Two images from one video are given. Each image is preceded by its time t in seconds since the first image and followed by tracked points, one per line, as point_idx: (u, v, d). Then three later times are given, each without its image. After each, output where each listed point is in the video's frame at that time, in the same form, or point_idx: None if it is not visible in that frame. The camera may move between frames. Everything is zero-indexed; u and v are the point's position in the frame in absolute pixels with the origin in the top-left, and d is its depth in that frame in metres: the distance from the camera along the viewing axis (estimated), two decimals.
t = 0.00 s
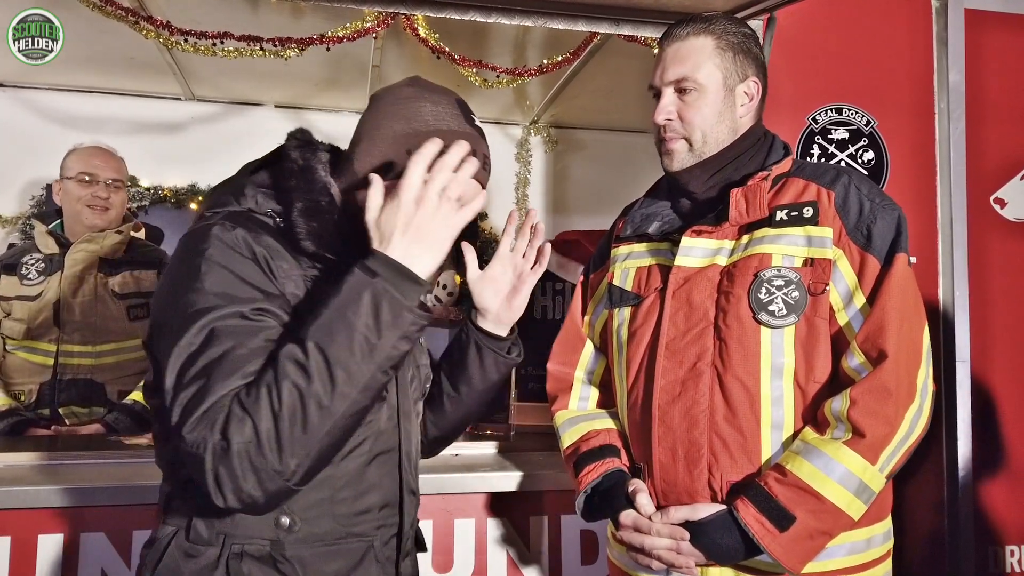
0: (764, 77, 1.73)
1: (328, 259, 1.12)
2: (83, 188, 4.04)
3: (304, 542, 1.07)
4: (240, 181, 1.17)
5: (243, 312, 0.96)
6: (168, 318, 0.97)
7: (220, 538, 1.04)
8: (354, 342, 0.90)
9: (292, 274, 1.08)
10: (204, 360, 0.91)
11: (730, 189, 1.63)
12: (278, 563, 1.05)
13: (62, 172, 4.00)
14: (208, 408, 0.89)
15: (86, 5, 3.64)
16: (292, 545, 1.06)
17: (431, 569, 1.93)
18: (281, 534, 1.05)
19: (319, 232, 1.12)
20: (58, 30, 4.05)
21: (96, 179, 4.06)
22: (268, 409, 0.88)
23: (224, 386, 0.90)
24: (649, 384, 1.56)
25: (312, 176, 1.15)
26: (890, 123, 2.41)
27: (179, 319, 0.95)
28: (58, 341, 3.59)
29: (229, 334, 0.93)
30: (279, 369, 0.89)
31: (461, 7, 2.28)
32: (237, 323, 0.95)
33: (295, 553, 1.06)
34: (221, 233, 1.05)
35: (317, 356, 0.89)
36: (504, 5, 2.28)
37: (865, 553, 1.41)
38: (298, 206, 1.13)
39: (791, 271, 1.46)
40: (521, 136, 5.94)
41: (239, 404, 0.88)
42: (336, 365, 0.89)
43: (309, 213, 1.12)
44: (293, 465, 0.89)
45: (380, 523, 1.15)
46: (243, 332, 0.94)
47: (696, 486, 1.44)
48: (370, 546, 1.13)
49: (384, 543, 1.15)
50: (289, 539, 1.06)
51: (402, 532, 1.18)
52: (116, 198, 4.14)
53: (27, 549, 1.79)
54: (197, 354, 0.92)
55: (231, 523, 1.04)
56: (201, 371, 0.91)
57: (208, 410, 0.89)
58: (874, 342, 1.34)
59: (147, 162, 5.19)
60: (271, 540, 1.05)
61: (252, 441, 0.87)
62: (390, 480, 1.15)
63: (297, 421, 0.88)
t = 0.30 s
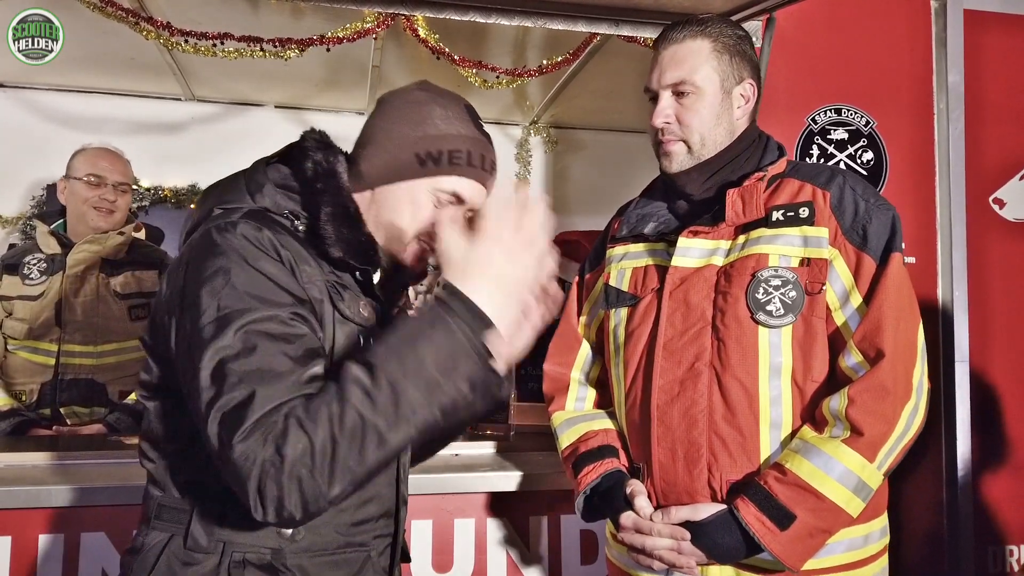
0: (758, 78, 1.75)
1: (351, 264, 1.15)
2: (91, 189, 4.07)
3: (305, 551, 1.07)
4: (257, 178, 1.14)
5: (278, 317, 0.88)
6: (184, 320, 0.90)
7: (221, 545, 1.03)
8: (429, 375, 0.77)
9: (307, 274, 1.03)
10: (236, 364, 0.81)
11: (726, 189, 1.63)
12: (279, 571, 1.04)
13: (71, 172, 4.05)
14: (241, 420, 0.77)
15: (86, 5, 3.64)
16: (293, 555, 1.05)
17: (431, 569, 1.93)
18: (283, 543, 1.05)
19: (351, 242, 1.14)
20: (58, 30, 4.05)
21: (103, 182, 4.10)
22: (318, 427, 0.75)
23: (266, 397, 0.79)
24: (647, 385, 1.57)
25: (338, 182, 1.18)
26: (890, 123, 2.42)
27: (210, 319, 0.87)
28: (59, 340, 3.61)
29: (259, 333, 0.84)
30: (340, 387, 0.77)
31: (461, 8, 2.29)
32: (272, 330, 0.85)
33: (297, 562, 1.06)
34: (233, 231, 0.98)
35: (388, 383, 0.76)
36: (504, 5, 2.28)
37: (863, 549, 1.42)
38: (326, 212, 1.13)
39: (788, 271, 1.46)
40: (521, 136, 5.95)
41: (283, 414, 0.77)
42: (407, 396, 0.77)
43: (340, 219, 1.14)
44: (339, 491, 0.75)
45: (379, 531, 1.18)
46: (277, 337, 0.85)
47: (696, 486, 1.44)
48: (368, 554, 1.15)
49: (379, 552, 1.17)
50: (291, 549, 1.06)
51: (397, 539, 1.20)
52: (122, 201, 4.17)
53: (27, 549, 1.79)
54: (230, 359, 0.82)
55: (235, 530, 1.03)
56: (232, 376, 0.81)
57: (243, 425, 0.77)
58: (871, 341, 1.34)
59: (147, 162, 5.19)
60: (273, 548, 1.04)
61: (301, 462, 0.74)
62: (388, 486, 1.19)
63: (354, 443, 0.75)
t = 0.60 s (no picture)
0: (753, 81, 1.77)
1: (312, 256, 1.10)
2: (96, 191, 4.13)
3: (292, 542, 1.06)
4: (227, 186, 1.21)
5: (276, 347, 0.99)
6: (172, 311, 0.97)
7: (208, 539, 1.04)
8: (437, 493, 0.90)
9: (294, 280, 1.08)
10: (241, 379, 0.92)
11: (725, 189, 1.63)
12: (265, 564, 1.04)
13: (77, 172, 4.11)
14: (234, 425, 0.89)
15: (88, 6, 3.64)
16: (280, 545, 1.05)
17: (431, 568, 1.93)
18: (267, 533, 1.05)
19: (301, 233, 1.11)
20: (58, 30, 4.07)
21: (110, 185, 4.19)
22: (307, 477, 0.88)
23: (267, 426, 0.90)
24: (646, 383, 1.58)
25: (295, 176, 1.17)
26: (889, 124, 2.42)
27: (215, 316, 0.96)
28: (61, 339, 3.60)
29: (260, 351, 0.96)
30: (349, 459, 0.90)
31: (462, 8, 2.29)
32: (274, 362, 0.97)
33: (284, 555, 1.05)
34: (236, 240, 1.07)
35: (403, 479, 0.90)
36: (504, 6, 2.29)
37: (861, 545, 1.42)
38: (281, 207, 1.13)
39: (787, 270, 1.47)
40: (521, 136, 5.96)
41: (274, 448, 0.88)
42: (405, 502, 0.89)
43: (290, 213, 1.13)
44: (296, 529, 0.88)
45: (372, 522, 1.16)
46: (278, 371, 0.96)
47: (697, 484, 1.45)
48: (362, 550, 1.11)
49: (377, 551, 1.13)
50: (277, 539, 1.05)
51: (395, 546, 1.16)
52: (127, 204, 4.22)
53: (30, 549, 1.80)
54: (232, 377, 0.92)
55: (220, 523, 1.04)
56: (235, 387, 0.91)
57: (230, 437, 0.89)
58: (870, 339, 1.35)
59: (148, 162, 5.19)
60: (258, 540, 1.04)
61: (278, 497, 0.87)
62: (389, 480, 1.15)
63: (336, 507, 0.88)
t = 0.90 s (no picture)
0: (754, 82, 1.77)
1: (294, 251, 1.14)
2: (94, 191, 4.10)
3: (277, 528, 1.06)
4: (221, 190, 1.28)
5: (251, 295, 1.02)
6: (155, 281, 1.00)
7: (201, 522, 1.04)
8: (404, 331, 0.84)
9: (281, 264, 1.14)
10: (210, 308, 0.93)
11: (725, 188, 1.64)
12: (254, 549, 1.04)
13: (75, 173, 4.11)
14: (204, 333, 0.89)
15: (90, 7, 3.64)
16: (268, 532, 1.05)
17: (433, 567, 1.94)
18: (257, 519, 1.04)
19: (278, 227, 1.14)
20: (58, 30, 4.08)
21: (107, 184, 4.14)
22: (273, 363, 0.83)
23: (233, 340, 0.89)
24: (648, 382, 1.58)
25: (279, 170, 1.24)
26: (889, 123, 2.43)
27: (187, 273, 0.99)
28: (63, 338, 3.60)
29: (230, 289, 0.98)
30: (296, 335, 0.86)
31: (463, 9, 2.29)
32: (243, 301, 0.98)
33: (271, 540, 1.05)
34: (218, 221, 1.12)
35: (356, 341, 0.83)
36: (506, 6, 2.29)
37: (859, 541, 1.43)
38: (261, 204, 1.17)
39: (787, 270, 1.47)
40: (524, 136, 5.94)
41: (226, 350, 0.85)
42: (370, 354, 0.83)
43: (267, 209, 1.16)
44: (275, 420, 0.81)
45: (367, 514, 1.12)
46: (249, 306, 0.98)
47: (699, 481, 1.45)
48: (351, 536, 1.11)
49: (370, 538, 1.13)
50: (262, 525, 1.05)
51: (389, 524, 1.14)
52: (125, 203, 4.20)
53: (32, 547, 1.80)
54: (201, 306, 0.93)
55: (210, 508, 1.04)
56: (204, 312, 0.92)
57: (188, 349, 0.87)
58: (870, 338, 1.35)
59: (149, 163, 5.20)
60: (248, 525, 1.04)
61: (242, 381, 0.82)
62: (377, 472, 1.13)
63: (297, 384, 0.81)
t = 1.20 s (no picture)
0: (750, 86, 1.79)
1: (285, 263, 1.23)
2: (94, 191, 4.10)
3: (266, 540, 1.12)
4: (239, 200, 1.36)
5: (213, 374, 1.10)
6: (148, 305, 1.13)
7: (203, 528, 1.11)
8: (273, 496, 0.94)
9: (266, 286, 1.21)
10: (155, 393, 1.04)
11: (724, 193, 1.65)
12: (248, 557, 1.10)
13: (74, 174, 4.09)
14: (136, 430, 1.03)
15: (91, 9, 3.65)
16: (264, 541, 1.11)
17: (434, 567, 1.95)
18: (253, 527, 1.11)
19: (272, 238, 1.22)
20: (59, 30, 4.05)
21: (107, 184, 4.13)
22: (172, 488, 0.97)
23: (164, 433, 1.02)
24: (649, 383, 1.59)
25: (282, 184, 1.32)
26: (888, 125, 2.44)
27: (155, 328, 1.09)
28: (63, 340, 3.62)
29: (182, 353, 1.08)
30: (200, 468, 0.97)
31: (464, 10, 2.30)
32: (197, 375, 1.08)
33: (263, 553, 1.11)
34: (207, 246, 1.21)
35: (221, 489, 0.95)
36: (506, 9, 2.30)
37: (858, 539, 1.43)
38: (257, 213, 1.25)
39: (786, 273, 1.48)
40: (522, 137, 5.98)
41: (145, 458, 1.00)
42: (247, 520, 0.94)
43: (265, 219, 1.24)
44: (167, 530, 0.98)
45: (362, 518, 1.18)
46: (197, 393, 1.07)
47: (700, 482, 1.46)
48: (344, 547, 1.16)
49: (361, 552, 1.19)
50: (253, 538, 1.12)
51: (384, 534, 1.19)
52: (125, 203, 4.23)
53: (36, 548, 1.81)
54: (147, 393, 1.05)
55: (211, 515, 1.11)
56: (145, 399, 1.04)
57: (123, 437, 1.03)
58: (869, 339, 1.36)
59: (150, 163, 5.21)
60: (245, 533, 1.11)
61: (142, 496, 0.99)
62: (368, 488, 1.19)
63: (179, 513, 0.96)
